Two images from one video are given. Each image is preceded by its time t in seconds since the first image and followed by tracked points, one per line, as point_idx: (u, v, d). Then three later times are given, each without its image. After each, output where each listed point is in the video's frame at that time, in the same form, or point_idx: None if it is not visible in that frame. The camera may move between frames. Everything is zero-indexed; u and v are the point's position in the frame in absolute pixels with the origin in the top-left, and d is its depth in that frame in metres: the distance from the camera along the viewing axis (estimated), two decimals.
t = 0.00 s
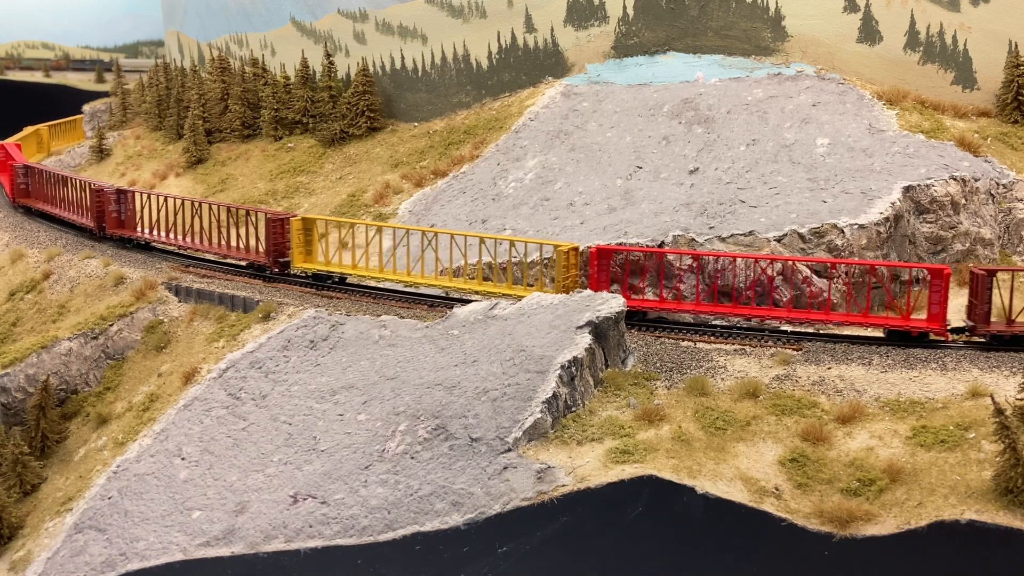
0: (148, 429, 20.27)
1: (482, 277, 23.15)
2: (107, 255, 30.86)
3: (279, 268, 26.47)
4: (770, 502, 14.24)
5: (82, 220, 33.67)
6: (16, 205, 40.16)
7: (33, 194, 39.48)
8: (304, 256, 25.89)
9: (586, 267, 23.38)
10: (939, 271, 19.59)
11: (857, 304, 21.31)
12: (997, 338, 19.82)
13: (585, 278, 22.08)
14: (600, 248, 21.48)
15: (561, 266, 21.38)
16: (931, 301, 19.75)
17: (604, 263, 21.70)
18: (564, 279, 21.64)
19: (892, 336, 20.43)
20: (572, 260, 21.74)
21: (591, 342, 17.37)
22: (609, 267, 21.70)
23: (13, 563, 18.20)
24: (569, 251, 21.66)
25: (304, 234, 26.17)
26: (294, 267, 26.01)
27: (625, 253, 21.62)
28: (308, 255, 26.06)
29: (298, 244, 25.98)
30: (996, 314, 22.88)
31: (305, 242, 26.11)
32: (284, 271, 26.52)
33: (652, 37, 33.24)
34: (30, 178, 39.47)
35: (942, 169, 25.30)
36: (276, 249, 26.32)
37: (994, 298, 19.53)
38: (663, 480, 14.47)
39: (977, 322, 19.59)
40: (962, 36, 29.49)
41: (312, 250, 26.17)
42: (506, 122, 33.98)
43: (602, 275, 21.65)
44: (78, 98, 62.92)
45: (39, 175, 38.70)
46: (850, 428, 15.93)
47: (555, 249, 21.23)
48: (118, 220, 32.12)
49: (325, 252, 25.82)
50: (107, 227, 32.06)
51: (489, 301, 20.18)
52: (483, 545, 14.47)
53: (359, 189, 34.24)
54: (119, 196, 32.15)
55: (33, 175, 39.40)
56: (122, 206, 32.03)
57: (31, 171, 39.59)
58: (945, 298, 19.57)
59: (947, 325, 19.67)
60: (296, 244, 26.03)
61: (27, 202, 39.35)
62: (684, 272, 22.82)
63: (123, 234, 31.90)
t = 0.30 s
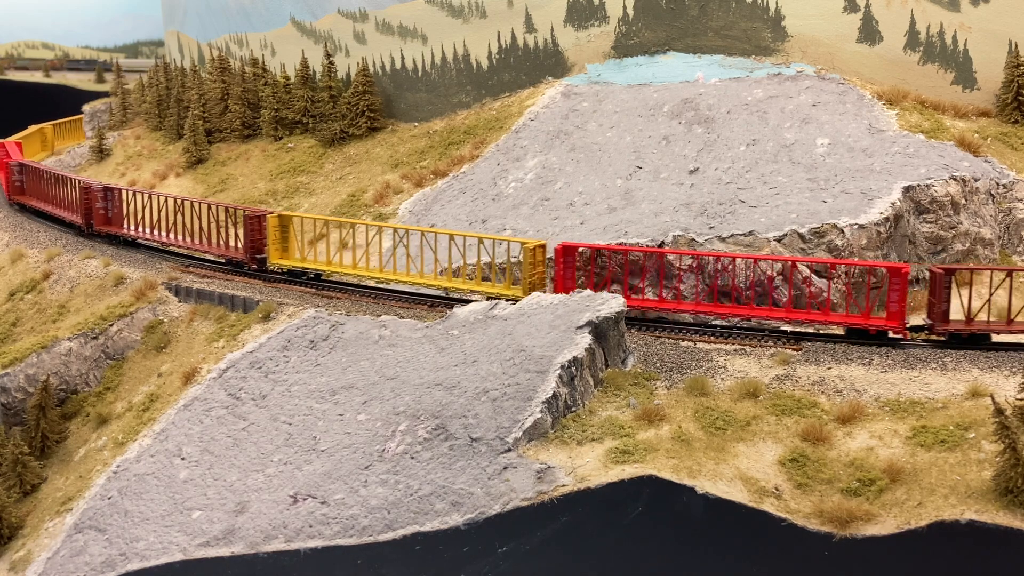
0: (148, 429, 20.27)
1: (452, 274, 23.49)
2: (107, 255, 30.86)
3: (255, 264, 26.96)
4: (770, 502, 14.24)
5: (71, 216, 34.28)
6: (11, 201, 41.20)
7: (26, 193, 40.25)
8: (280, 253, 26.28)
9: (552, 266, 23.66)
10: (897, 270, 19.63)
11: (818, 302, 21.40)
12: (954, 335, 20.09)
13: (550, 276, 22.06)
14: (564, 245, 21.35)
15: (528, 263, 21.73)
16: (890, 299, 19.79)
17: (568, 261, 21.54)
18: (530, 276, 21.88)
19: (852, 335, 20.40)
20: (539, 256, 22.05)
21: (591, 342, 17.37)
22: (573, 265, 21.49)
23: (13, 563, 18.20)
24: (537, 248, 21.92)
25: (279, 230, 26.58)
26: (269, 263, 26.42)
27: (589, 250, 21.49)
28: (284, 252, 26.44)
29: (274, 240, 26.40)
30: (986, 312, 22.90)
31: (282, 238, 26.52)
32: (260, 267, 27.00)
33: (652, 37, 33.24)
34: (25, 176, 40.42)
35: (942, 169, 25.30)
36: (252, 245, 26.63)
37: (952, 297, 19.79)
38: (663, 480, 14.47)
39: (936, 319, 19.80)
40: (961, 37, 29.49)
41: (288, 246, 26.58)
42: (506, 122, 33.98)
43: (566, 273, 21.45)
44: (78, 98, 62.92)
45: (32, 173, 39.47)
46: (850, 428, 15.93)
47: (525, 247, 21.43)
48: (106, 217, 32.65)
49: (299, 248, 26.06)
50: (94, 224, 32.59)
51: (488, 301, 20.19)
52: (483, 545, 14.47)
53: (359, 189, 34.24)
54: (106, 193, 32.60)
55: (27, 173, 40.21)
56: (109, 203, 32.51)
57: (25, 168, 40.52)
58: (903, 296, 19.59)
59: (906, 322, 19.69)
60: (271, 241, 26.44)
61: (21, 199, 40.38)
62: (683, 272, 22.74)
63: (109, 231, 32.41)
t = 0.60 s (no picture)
0: (148, 429, 20.27)
1: (423, 271, 23.93)
2: (107, 255, 30.86)
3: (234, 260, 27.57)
4: (770, 502, 14.24)
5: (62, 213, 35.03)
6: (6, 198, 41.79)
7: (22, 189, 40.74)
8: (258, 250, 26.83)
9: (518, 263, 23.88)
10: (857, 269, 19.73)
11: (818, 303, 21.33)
12: (915, 334, 20.10)
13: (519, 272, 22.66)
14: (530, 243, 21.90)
15: (495, 260, 22.41)
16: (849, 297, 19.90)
17: (534, 257, 22.13)
18: (497, 273, 22.57)
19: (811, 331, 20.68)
20: (507, 253, 22.82)
21: (591, 342, 17.37)
22: (540, 262, 22.16)
23: (13, 563, 18.20)
24: (505, 245, 22.65)
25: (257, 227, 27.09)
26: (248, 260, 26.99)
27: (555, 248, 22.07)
28: (262, 249, 26.98)
29: (252, 237, 26.93)
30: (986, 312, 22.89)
31: (259, 235, 26.99)
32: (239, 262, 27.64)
33: (652, 37, 33.23)
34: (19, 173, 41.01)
35: (942, 169, 25.30)
36: (231, 242, 27.25)
37: (910, 295, 19.92)
38: (663, 480, 14.47)
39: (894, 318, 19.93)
40: (962, 36, 29.46)
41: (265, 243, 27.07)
42: (506, 122, 33.98)
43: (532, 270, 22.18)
44: (78, 98, 62.93)
45: (27, 170, 39.88)
46: (850, 428, 15.92)
47: (493, 244, 22.12)
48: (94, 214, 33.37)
49: (277, 244, 26.67)
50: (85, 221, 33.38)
51: (488, 301, 20.20)
52: (483, 545, 14.47)
53: (359, 189, 34.24)
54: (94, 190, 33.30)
55: (22, 170, 40.78)
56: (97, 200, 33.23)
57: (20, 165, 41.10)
58: (862, 294, 19.68)
59: (865, 320, 19.83)
60: (249, 238, 26.98)
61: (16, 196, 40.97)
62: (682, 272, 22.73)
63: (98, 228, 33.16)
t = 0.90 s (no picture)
0: (148, 429, 20.27)
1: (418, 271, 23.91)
2: (107, 255, 30.87)
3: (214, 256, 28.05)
4: (770, 502, 14.24)
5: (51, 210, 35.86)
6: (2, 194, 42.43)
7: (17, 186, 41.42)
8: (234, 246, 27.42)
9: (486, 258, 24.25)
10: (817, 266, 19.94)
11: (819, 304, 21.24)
12: (872, 333, 20.31)
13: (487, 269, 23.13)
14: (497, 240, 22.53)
15: (462, 256, 22.81)
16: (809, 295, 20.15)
17: (502, 254, 22.75)
18: (465, 270, 22.98)
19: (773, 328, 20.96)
20: (475, 249, 23.14)
21: (591, 342, 17.36)
22: (507, 259, 22.81)
23: (13, 563, 18.20)
24: (473, 242, 23.03)
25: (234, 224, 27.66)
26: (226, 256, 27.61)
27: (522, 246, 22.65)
28: (239, 245, 27.55)
29: (230, 234, 27.55)
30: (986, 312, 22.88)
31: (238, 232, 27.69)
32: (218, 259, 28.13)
33: (652, 37, 33.22)
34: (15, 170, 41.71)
35: (942, 169, 25.30)
36: (210, 238, 27.75)
37: (869, 293, 20.27)
38: (663, 480, 14.47)
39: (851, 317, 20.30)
40: (962, 36, 29.45)
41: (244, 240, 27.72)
42: (506, 122, 33.99)
43: (498, 267, 22.84)
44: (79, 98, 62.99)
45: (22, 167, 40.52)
46: (850, 428, 15.92)
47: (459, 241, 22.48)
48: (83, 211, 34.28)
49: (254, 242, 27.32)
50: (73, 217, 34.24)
51: (488, 301, 20.21)
52: (483, 545, 14.46)
53: (359, 189, 34.25)
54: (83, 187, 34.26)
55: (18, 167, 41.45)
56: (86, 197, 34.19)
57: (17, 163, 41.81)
58: (821, 292, 19.94)
59: (824, 317, 20.12)
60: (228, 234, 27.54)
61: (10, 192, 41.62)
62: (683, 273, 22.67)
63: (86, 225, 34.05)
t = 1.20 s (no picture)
0: (148, 429, 20.27)
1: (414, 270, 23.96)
2: (107, 255, 30.87)
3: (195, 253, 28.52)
4: (770, 502, 14.24)
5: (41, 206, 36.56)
6: None
7: (14, 182, 41.95)
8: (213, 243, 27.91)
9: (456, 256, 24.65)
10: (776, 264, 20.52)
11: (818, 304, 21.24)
12: (830, 330, 20.54)
13: (456, 266, 23.61)
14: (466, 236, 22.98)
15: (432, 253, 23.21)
16: (770, 292, 20.60)
17: (470, 251, 23.18)
18: (435, 266, 23.30)
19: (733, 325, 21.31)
20: (445, 247, 23.64)
21: (591, 342, 17.37)
22: (475, 256, 23.22)
23: (13, 563, 18.20)
24: (443, 240, 23.48)
25: (213, 220, 28.13)
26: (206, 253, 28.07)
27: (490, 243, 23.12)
28: (218, 242, 28.05)
29: (210, 230, 28.04)
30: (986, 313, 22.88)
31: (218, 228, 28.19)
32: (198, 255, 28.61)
33: (652, 37, 33.22)
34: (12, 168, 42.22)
35: (942, 169, 25.30)
36: (190, 235, 28.24)
37: (827, 292, 20.43)
38: (663, 480, 14.47)
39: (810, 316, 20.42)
40: (962, 36, 29.45)
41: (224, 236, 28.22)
42: (506, 122, 34.00)
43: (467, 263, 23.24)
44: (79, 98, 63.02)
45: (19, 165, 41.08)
46: (850, 428, 15.92)
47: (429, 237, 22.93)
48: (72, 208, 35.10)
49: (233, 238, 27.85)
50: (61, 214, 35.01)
51: (488, 301, 20.21)
52: (483, 545, 14.47)
53: (359, 189, 34.25)
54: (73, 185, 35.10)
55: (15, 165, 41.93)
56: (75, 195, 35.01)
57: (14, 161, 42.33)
58: (781, 289, 20.40)
59: (784, 315, 20.55)
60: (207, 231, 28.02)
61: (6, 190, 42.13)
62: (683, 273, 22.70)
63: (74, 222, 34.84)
